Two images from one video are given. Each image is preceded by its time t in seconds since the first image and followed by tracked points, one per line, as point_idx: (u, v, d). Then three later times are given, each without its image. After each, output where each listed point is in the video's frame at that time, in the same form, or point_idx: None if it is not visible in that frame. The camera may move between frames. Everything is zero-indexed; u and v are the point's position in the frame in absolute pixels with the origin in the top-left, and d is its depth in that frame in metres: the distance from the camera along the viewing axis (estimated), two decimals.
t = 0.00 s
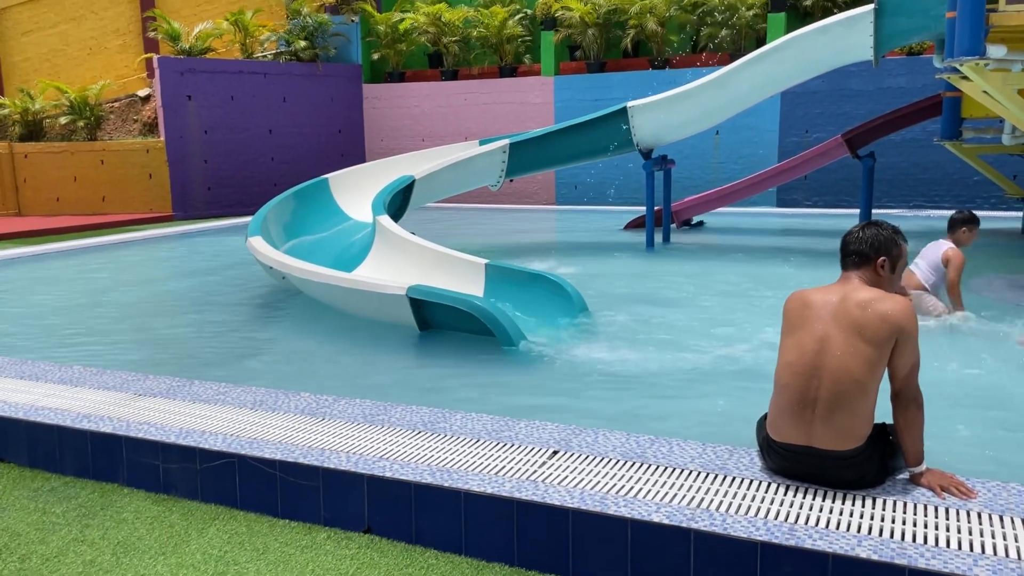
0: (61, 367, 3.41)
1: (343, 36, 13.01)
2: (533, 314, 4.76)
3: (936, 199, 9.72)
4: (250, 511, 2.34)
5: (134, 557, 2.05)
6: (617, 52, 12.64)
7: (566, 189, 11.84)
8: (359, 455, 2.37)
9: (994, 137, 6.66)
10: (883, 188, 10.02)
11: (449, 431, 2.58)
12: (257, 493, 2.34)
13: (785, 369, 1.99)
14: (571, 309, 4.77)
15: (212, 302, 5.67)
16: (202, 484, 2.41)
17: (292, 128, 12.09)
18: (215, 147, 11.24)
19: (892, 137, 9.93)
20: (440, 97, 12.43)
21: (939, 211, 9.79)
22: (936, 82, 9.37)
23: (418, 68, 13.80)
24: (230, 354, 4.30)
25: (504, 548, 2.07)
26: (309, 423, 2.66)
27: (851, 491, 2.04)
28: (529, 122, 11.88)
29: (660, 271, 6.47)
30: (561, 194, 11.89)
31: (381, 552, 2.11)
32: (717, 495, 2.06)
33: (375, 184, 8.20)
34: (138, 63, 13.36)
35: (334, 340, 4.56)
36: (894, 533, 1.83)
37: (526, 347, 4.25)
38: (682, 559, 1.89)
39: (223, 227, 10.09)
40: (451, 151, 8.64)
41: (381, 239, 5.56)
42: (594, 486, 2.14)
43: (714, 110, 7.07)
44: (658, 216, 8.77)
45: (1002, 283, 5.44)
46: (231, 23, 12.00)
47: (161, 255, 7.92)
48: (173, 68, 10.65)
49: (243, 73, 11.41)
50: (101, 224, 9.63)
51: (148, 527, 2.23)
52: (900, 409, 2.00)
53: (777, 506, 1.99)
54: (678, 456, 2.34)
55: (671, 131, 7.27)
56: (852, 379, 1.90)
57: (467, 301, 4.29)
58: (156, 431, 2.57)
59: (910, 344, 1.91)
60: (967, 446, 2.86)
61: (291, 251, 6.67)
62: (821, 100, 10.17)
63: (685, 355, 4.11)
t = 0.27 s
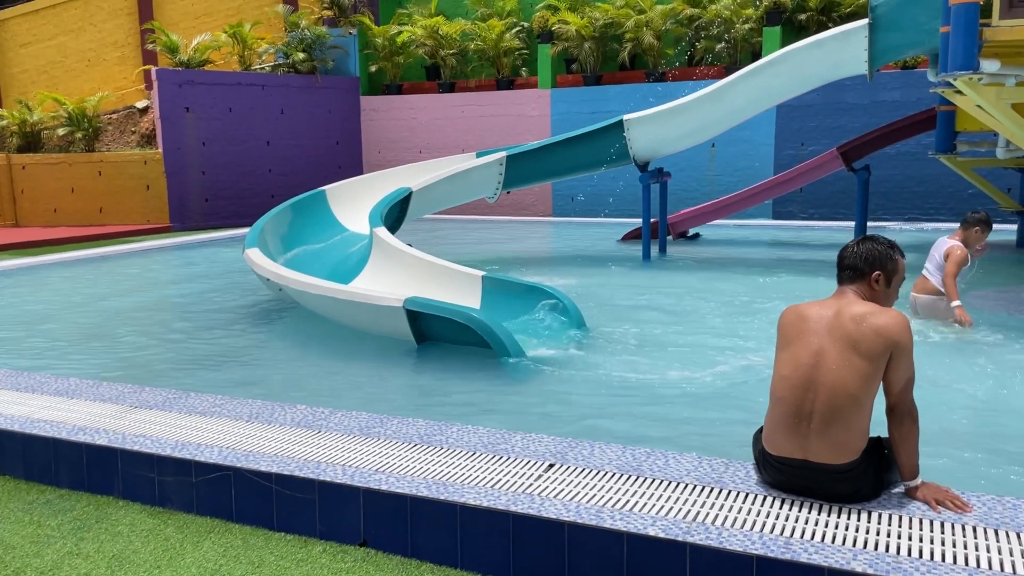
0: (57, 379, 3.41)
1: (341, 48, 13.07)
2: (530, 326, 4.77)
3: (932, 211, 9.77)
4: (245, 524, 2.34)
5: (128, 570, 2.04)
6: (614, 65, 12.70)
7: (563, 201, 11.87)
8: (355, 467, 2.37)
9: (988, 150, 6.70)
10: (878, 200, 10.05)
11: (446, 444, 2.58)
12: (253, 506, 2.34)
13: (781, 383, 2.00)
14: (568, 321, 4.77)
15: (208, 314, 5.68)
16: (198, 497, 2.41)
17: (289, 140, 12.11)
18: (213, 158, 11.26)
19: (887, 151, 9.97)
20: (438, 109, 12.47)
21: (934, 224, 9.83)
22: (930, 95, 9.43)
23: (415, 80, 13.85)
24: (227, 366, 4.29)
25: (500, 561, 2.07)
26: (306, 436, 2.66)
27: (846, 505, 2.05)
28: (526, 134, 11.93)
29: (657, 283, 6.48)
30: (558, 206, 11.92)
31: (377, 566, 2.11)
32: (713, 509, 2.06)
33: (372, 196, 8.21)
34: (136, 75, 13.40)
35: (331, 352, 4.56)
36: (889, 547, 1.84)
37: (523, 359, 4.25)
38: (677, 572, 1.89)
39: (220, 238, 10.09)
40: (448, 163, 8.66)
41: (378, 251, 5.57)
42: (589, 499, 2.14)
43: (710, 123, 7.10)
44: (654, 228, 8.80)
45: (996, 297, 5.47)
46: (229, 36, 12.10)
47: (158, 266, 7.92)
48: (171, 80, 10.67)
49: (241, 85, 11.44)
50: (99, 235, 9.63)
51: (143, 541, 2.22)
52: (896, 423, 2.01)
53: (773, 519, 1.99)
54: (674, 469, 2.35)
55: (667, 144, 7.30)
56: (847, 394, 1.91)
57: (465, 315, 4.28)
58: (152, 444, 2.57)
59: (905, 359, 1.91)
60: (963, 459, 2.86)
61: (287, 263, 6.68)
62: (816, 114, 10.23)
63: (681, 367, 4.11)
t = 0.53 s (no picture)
0: (48, 393, 3.39)
1: (336, 61, 13.09)
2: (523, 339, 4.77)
3: (924, 225, 9.81)
4: (236, 540, 2.33)
5: None
6: (608, 78, 12.75)
7: (557, 214, 11.89)
8: (346, 482, 2.36)
9: (980, 165, 6.73)
10: (871, 214, 10.09)
11: (438, 458, 2.58)
12: (244, 521, 2.33)
13: (772, 399, 2.00)
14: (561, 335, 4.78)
15: (201, 326, 5.66)
16: (188, 512, 2.39)
17: (284, 152, 12.12)
18: (207, 170, 11.26)
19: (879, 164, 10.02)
20: (432, 121, 12.49)
21: (926, 237, 9.87)
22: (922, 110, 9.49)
23: (410, 93, 13.88)
24: (219, 379, 4.28)
25: None
26: (298, 450, 2.66)
27: (838, 520, 2.05)
28: (520, 147, 11.95)
29: (650, 296, 6.49)
30: (552, 219, 11.94)
31: None
32: (705, 524, 2.06)
33: (366, 209, 8.22)
34: (131, 87, 13.41)
35: (324, 365, 4.54)
36: (880, 563, 1.84)
37: (515, 373, 4.25)
38: None
39: (213, 250, 10.08)
40: (442, 176, 8.68)
41: (372, 264, 5.57)
42: (582, 514, 2.14)
43: (703, 137, 7.13)
44: (648, 241, 8.82)
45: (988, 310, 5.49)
46: (224, 48, 12.15)
47: (151, 279, 7.90)
48: (165, 92, 10.67)
49: (236, 97, 11.45)
50: (92, 247, 9.61)
51: (133, 556, 2.21)
52: (886, 438, 2.01)
53: (765, 534, 1.99)
54: (667, 484, 2.34)
55: (660, 157, 7.33)
56: (837, 409, 1.91)
57: (458, 328, 4.27)
58: (143, 458, 2.56)
59: (894, 374, 1.92)
60: (955, 472, 2.86)
61: (281, 275, 6.67)
62: (809, 127, 10.28)
63: (674, 381, 4.12)
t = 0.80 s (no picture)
0: (36, 406, 3.38)
1: (328, 72, 13.11)
2: (513, 353, 4.78)
3: (912, 238, 9.87)
4: (224, 555, 2.33)
5: None
6: (599, 91, 12.82)
7: (548, 226, 11.92)
8: (334, 496, 2.36)
9: (967, 179, 6.79)
10: (860, 227, 10.15)
11: (427, 472, 2.58)
12: (231, 536, 2.32)
13: (759, 413, 2.01)
14: (551, 347, 4.79)
15: (191, 338, 5.65)
16: (176, 527, 2.39)
17: (275, 163, 12.13)
18: (198, 181, 11.25)
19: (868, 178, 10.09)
20: (424, 133, 12.52)
21: (915, 250, 9.93)
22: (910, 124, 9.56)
23: (402, 105, 13.91)
24: (208, 391, 4.27)
25: None
26: (286, 464, 2.65)
27: (824, 535, 2.06)
28: (512, 160, 11.99)
29: (640, 308, 6.51)
30: (543, 231, 11.97)
31: None
32: (692, 539, 2.07)
33: (357, 220, 8.22)
34: (122, 98, 13.43)
35: (314, 378, 4.54)
36: None
37: (505, 385, 4.25)
38: None
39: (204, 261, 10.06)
40: (433, 188, 8.70)
41: (362, 276, 5.58)
42: (570, 529, 2.14)
43: (693, 150, 7.17)
44: (638, 254, 8.85)
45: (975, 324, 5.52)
46: (217, 59, 12.19)
47: (141, 290, 7.88)
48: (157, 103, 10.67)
49: (227, 109, 11.46)
50: (82, 258, 9.59)
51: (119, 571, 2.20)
52: (872, 454, 2.03)
53: (751, 549, 2.00)
54: (655, 498, 2.35)
55: (650, 170, 7.37)
56: (824, 425, 1.92)
57: (447, 341, 4.28)
58: (131, 472, 2.56)
59: (882, 391, 1.94)
60: (940, 486, 2.87)
61: (271, 287, 6.67)
62: (799, 141, 10.34)
63: (663, 394, 4.12)
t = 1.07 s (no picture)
0: (23, 415, 3.36)
1: (321, 81, 13.05)
2: (504, 361, 4.78)
3: (902, 248, 9.92)
4: (212, 565, 2.31)
5: None
6: (591, 101, 12.86)
7: (540, 235, 11.93)
8: (324, 506, 2.35)
9: (955, 190, 6.83)
10: (851, 237, 10.20)
11: (417, 482, 2.57)
12: (220, 546, 2.31)
13: (750, 423, 2.01)
14: (542, 356, 4.79)
15: (180, 347, 5.63)
16: (164, 537, 2.37)
17: (267, 172, 12.11)
18: (190, 189, 11.23)
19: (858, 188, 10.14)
20: (416, 142, 12.53)
21: (905, 261, 9.98)
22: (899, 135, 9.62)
23: (394, 114, 13.93)
24: (198, 400, 4.25)
25: None
26: (275, 473, 2.64)
27: (813, 545, 2.06)
28: (504, 169, 12.00)
29: (631, 318, 6.52)
30: (535, 240, 11.98)
31: None
32: (682, 549, 2.07)
33: (348, 229, 8.22)
34: (113, 105, 13.39)
35: (304, 387, 4.53)
36: None
37: (496, 394, 4.25)
38: None
39: (195, 270, 10.03)
40: (425, 197, 8.70)
41: (353, 285, 5.57)
42: (559, 539, 2.14)
43: (684, 161, 7.20)
44: (630, 263, 8.87)
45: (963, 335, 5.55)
46: (209, 67, 12.19)
47: (131, 298, 7.85)
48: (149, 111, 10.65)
49: (219, 117, 11.45)
50: (72, 265, 9.55)
51: None
52: (861, 463, 2.04)
53: (741, 559, 2.00)
54: (645, 508, 2.35)
55: (642, 180, 7.39)
56: (815, 434, 1.93)
57: (439, 350, 4.28)
58: (119, 482, 2.54)
59: (872, 402, 1.94)
60: (929, 496, 2.88)
61: (262, 295, 6.66)
62: (789, 152, 10.40)
63: (653, 403, 4.13)
